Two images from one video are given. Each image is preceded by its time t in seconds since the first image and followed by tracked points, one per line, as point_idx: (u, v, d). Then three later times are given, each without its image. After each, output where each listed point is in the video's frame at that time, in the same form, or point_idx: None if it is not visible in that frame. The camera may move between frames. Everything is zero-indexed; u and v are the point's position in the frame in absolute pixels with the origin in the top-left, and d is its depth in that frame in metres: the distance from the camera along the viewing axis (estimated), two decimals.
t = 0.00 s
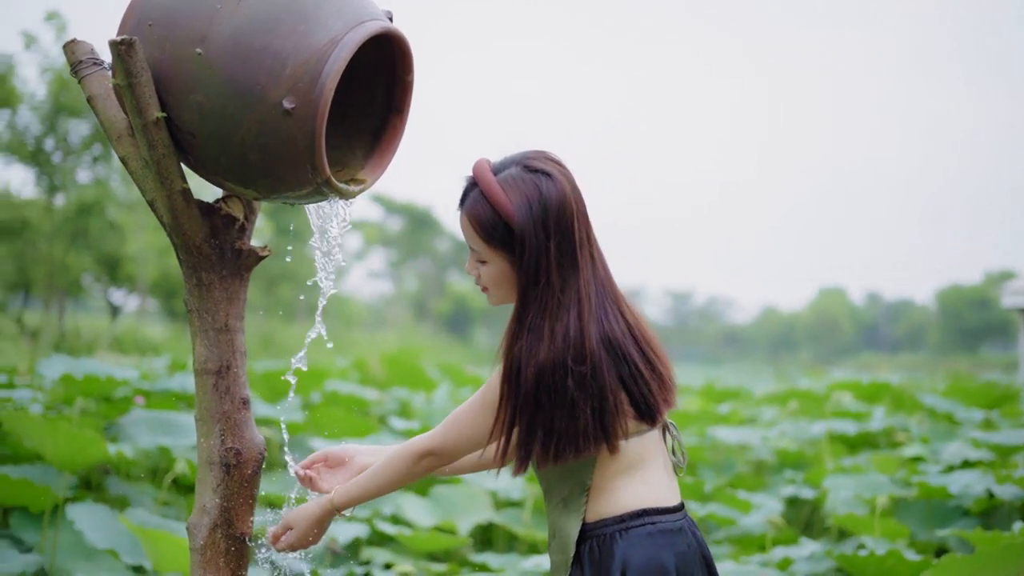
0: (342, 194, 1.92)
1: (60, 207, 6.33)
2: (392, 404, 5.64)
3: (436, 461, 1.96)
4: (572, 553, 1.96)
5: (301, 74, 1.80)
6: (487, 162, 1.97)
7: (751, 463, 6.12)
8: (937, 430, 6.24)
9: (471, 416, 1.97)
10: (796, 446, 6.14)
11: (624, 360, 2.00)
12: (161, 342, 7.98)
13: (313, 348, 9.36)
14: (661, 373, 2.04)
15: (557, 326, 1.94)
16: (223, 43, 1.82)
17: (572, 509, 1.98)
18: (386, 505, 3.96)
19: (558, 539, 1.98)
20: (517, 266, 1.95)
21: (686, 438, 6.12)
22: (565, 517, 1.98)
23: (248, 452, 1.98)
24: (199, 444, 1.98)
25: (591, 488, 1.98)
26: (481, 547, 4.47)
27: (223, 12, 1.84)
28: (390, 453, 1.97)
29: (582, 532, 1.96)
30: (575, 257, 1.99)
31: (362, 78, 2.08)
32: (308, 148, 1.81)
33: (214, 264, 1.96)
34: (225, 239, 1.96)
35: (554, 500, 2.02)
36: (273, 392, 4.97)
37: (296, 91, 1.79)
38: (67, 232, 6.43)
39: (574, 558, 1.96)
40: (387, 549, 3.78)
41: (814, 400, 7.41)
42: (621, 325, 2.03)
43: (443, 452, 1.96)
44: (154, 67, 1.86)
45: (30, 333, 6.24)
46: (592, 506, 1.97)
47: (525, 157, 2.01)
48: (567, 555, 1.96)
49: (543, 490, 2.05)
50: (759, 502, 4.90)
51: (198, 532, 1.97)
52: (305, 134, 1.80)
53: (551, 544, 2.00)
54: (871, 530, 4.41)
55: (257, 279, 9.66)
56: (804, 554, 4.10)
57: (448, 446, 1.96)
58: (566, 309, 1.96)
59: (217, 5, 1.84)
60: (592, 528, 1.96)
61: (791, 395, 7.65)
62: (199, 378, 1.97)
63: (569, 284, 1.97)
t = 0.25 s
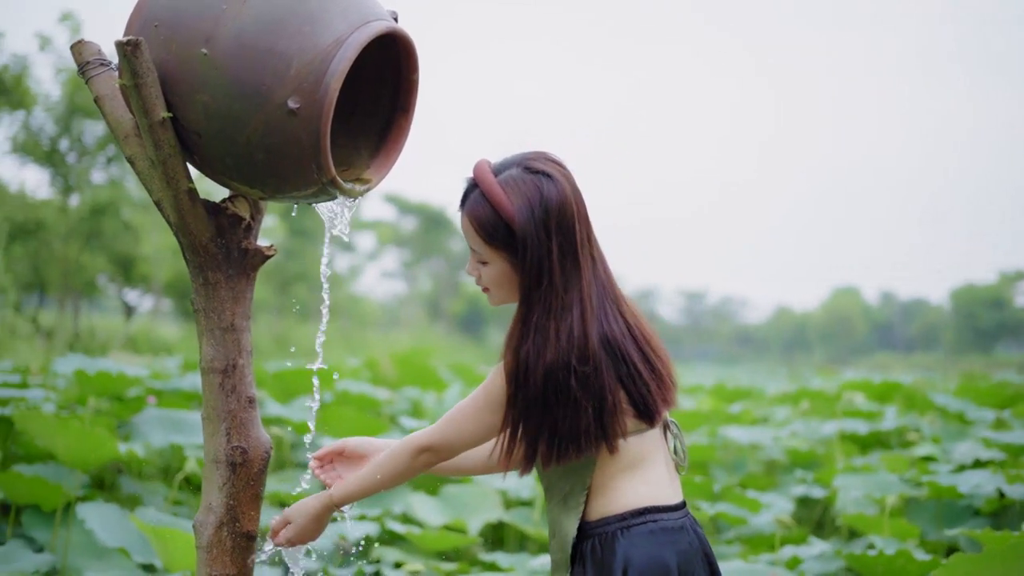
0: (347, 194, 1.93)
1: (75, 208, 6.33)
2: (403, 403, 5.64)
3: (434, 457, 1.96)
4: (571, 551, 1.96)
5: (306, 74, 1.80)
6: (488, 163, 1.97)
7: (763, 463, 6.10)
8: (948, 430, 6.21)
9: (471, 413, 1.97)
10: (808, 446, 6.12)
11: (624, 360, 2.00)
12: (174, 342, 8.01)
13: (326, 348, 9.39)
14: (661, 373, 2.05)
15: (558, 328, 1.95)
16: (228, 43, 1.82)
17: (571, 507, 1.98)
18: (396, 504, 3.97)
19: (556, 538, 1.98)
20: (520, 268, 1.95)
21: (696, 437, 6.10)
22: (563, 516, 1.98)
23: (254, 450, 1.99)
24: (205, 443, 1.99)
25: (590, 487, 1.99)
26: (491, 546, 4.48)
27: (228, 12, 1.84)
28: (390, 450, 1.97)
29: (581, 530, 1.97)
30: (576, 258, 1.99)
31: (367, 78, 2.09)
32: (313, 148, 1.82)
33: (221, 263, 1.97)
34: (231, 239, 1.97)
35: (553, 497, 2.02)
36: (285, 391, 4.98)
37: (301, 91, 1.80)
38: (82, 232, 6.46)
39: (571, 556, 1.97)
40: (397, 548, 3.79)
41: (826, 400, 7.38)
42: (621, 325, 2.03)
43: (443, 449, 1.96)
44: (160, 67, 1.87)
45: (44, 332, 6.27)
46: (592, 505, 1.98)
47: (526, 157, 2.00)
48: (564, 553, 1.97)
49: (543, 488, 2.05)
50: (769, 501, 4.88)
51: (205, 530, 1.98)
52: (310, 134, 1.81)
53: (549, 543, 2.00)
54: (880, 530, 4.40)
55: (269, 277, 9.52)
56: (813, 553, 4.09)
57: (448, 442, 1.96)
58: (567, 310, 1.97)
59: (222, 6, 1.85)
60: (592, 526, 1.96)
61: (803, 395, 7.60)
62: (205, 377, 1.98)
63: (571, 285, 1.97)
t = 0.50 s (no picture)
0: (349, 193, 1.93)
1: (87, 208, 6.35)
2: (413, 403, 5.64)
3: (433, 454, 1.96)
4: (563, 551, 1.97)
5: (307, 74, 1.81)
6: (485, 164, 1.97)
7: (771, 463, 6.08)
8: (958, 429, 6.18)
9: (469, 410, 1.97)
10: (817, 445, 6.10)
11: (622, 360, 2.00)
12: (184, 342, 8.03)
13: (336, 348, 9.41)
14: (659, 373, 2.05)
15: (558, 328, 1.95)
16: (230, 43, 1.83)
17: (565, 508, 1.97)
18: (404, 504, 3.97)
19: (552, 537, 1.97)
20: (520, 268, 1.95)
21: (704, 437, 6.08)
22: (558, 514, 1.97)
23: (257, 449, 2.00)
24: (208, 442, 1.99)
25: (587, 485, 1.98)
26: (500, 546, 4.47)
27: (231, 12, 1.85)
28: (388, 447, 1.97)
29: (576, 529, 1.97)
30: (574, 258, 1.99)
31: (369, 78, 2.09)
32: (315, 148, 1.82)
33: (224, 263, 1.98)
34: (234, 239, 1.98)
35: (552, 496, 2.01)
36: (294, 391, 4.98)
37: (303, 91, 1.80)
38: (93, 233, 6.48)
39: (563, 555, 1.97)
40: (405, 548, 3.78)
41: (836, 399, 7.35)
42: (619, 325, 2.04)
43: (441, 446, 1.95)
44: (162, 68, 1.87)
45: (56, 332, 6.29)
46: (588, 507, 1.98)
47: (523, 158, 2.00)
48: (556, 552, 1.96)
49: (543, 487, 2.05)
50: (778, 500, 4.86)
51: (207, 529, 1.98)
52: (312, 134, 1.81)
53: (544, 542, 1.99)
54: (888, 530, 4.38)
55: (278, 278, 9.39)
56: (820, 553, 4.08)
57: (446, 440, 1.95)
58: (567, 311, 1.97)
59: (224, 6, 1.85)
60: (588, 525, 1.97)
61: (812, 394, 7.54)
62: (208, 376, 1.99)
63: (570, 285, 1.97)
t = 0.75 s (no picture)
0: (352, 193, 1.93)
1: (98, 209, 6.37)
2: (422, 403, 5.64)
3: (432, 452, 1.96)
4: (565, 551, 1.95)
5: (309, 74, 1.81)
6: (484, 164, 1.97)
7: (781, 463, 6.05)
8: (968, 430, 6.14)
9: (469, 408, 1.97)
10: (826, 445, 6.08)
11: (622, 359, 2.00)
12: (194, 342, 8.05)
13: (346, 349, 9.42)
14: (659, 372, 2.04)
15: (558, 328, 1.95)
16: (233, 43, 1.83)
17: (567, 505, 1.96)
18: (411, 504, 3.97)
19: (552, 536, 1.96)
20: (519, 269, 1.95)
21: (713, 437, 6.06)
22: (558, 514, 1.96)
23: (260, 449, 2.00)
24: (212, 442, 2.00)
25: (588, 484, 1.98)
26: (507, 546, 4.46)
27: (233, 12, 1.85)
28: (387, 445, 1.97)
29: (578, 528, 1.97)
30: (573, 257, 1.99)
31: (372, 78, 2.09)
32: (317, 147, 1.82)
33: (227, 263, 1.98)
34: (237, 239, 1.98)
35: (552, 495, 2.01)
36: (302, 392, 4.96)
37: (305, 91, 1.81)
38: (105, 233, 6.51)
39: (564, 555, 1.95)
40: (412, 548, 3.78)
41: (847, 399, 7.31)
42: (619, 325, 2.03)
43: (441, 445, 1.96)
44: (165, 68, 1.88)
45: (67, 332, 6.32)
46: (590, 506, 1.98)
47: (522, 157, 2.00)
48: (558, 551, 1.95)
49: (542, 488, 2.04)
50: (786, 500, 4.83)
51: (211, 529, 1.99)
52: (314, 134, 1.81)
53: (543, 541, 1.98)
54: (895, 531, 4.36)
55: (288, 277, 9.26)
56: (827, 553, 4.07)
57: (446, 439, 1.96)
58: (567, 311, 1.96)
59: (227, 6, 1.86)
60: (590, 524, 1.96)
61: (822, 394, 7.48)
62: (211, 376, 1.99)
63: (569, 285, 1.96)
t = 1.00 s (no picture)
0: (351, 193, 1.93)
1: (105, 209, 6.40)
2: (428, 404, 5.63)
3: (429, 451, 1.98)
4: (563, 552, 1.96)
5: (308, 74, 1.81)
6: (482, 164, 1.98)
7: (788, 463, 6.03)
8: (974, 431, 6.11)
9: (465, 407, 1.98)
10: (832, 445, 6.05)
11: (619, 360, 2.00)
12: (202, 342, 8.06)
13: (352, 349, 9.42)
14: (656, 374, 2.04)
15: (555, 328, 1.95)
16: (232, 43, 1.83)
17: (565, 506, 1.97)
18: (416, 504, 3.97)
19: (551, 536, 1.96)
20: (517, 269, 1.95)
21: (720, 437, 6.06)
22: (557, 513, 1.97)
23: (259, 449, 2.00)
24: (212, 442, 2.00)
25: (585, 484, 1.98)
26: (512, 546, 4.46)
27: (233, 13, 1.85)
28: (384, 443, 2.00)
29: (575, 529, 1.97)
30: (571, 258, 1.99)
31: (371, 80, 2.09)
32: (316, 147, 1.82)
33: (226, 263, 1.98)
34: (237, 239, 1.98)
35: (548, 495, 2.01)
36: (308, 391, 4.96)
37: (304, 91, 1.81)
38: (113, 233, 6.53)
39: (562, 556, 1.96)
40: (417, 548, 3.78)
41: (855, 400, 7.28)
42: (616, 325, 2.03)
43: (437, 443, 1.97)
44: (165, 68, 1.88)
45: (76, 332, 6.34)
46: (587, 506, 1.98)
47: (521, 158, 2.00)
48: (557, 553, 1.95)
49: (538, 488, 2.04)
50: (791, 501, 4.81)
51: (210, 528, 1.99)
52: (313, 133, 1.81)
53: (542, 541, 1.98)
54: (900, 531, 4.35)
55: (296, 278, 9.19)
56: (832, 553, 4.05)
57: (443, 436, 1.96)
58: (564, 311, 1.96)
59: (226, 7, 1.86)
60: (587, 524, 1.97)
61: (829, 394, 7.44)
62: (211, 376, 1.99)
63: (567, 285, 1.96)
